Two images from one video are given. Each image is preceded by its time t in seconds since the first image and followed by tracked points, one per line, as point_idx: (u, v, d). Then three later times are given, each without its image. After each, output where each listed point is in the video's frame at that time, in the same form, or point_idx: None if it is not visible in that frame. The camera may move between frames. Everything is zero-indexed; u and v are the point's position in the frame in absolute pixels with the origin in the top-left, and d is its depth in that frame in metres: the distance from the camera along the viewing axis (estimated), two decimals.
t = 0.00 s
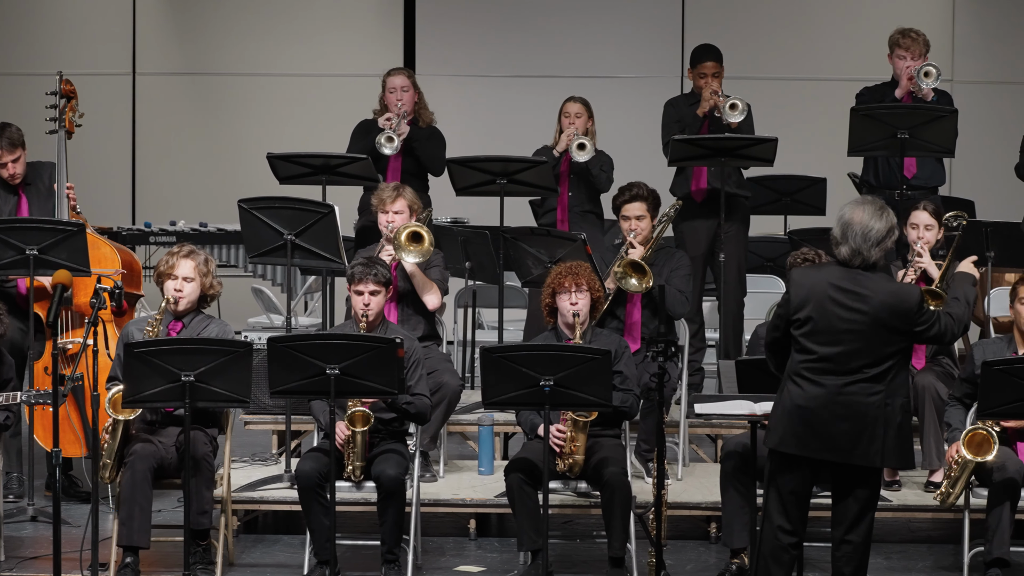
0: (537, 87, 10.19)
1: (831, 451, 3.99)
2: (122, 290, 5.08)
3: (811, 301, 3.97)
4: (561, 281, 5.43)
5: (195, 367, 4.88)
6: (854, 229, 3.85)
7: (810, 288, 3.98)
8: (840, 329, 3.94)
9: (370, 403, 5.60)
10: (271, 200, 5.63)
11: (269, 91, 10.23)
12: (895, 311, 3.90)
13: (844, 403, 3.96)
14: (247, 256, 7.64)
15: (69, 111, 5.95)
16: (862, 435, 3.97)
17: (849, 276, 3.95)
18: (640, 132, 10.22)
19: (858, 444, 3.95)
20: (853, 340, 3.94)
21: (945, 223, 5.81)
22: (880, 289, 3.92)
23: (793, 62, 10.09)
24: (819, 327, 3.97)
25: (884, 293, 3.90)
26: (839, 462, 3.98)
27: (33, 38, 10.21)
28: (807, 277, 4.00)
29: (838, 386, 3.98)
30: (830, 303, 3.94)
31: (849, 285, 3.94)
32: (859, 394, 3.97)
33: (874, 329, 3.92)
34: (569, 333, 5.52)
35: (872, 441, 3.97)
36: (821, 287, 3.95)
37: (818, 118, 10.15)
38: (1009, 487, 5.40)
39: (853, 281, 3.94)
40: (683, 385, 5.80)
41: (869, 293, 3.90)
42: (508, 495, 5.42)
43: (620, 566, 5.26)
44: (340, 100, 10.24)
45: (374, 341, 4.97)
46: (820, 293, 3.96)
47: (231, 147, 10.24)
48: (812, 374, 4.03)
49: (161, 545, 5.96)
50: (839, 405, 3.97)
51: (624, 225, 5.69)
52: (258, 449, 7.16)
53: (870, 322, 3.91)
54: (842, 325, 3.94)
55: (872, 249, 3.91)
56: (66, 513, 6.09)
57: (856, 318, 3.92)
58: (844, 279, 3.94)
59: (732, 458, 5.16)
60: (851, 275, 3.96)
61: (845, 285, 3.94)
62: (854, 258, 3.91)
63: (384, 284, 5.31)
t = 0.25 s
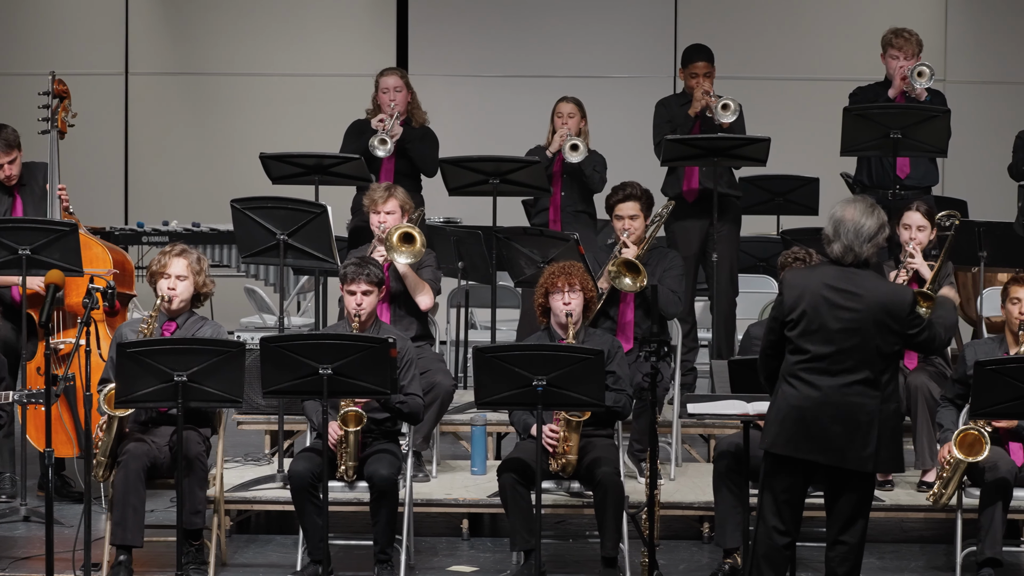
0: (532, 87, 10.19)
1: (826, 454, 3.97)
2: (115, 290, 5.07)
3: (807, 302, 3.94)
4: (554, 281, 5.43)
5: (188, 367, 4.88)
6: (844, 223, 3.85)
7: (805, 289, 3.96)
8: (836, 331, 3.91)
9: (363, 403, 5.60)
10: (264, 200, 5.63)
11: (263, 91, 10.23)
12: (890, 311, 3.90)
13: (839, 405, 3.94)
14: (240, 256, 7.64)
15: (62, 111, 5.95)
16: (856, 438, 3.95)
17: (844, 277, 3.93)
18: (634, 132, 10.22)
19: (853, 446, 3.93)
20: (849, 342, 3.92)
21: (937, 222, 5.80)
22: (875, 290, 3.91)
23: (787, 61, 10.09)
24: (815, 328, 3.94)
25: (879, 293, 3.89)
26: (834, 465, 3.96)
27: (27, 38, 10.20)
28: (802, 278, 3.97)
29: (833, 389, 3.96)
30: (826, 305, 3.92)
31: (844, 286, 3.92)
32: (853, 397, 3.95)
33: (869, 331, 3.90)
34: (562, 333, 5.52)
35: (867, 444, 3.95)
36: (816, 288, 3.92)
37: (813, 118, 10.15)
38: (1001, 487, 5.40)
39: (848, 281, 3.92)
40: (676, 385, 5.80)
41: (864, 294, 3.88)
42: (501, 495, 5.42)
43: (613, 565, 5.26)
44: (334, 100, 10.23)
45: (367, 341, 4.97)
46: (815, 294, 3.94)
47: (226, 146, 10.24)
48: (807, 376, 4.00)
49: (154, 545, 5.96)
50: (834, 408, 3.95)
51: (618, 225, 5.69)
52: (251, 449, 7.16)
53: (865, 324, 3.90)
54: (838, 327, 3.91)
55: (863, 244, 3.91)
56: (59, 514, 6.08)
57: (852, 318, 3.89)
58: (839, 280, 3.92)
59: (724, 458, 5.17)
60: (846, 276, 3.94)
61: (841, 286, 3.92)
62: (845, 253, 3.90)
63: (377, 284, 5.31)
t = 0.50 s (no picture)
0: (527, 87, 10.19)
1: (821, 455, 3.93)
2: (107, 290, 5.07)
3: (802, 301, 3.91)
4: (547, 281, 5.45)
5: (180, 367, 4.88)
6: (841, 215, 3.88)
7: (799, 288, 3.93)
8: (831, 330, 3.89)
9: (355, 403, 5.60)
10: (256, 200, 5.63)
11: (258, 92, 10.23)
12: (883, 310, 3.91)
13: (834, 406, 3.91)
14: (232, 256, 7.64)
15: (55, 111, 5.95)
16: (851, 438, 3.93)
17: (837, 276, 3.93)
18: (629, 132, 10.22)
19: (848, 446, 3.91)
20: (843, 341, 3.90)
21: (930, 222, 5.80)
22: (867, 288, 3.92)
23: (782, 61, 10.09)
24: (810, 328, 3.92)
25: (874, 290, 3.90)
26: (830, 466, 3.92)
27: (21, 38, 10.19)
28: (796, 277, 3.95)
29: (828, 389, 3.92)
30: (821, 304, 3.90)
31: (838, 284, 3.91)
32: (848, 397, 3.93)
33: (863, 330, 3.91)
34: (554, 333, 5.52)
35: (861, 444, 3.94)
36: (811, 287, 3.91)
37: (807, 118, 10.15)
38: (994, 487, 5.41)
39: (842, 280, 3.92)
40: (668, 385, 5.80)
41: (859, 292, 3.89)
42: (493, 495, 5.43)
43: (605, 566, 5.26)
44: (327, 100, 10.23)
45: (360, 341, 4.97)
46: (810, 293, 3.92)
47: (221, 146, 10.24)
48: (801, 376, 3.96)
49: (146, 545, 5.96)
50: (829, 408, 3.92)
51: (610, 225, 5.68)
52: (243, 449, 7.15)
53: (859, 322, 3.90)
54: (833, 326, 3.90)
55: (860, 236, 3.94)
56: (51, 514, 6.08)
57: (847, 316, 3.89)
58: (833, 279, 3.92)
59: (716, 458, 5.17)
60: (839, 274, 3.94)
61: (835, 285, 3.91)
62: (842, 245, 3.93)
63: (368, 284, 5.32)
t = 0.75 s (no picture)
0: (521, 87, 10.19)
1: (815, 456, 3.93)
2: (98, 290, 5.06)
3: (791, 302, 3.92)
4: (538, 281, 5.45)
5: (171, 367, 4.88)
6: (830, 210, 3.89)
7: (788, 289, 3.94)
8: (821, 330, 3.90)
9: (346, 403, 5.60)
10: (248, 200, 5.63)
11: (251, 92, 10.23)
12: (871, 306, 3.93)
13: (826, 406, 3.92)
14: (224, 256, 7.64)
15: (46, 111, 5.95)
16: (844, 438, 3.94)
17: (824, 276, 3.94)
18: (623, 132, 10.22)
19: (841, 445, 3.91)
20: (833, 339, 3.91)
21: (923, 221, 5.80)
22: (854, 285, 3.93)
23: (776, 61, 10.09)
24: (800, 329, 3.92)
25: (861, 288, 3.92)
26: (825, 465, 3.92)
27: (15, 38, 10.19)
28: (783, 277, 3.95)
29: (819, 388, 3.93)
30: (810, 305, 3.90)
31: (826, 282, 3.92)
32: (839, 397, 3.94)
33: (853, 330, 3.92)
34: (546, 333, 5.52)
35: (853, 443, 3.95)
36: (800, 287, 3.91)
37: (800, 118, 10.15)
38: (985, 487, 5.41)
39: (829, 280, 3.93)
40: (660, 385, 5.80)
41: (846, 291, 3.90)
42: (485, 495, 5.43)
43: (597, 566, 5.26)
44: (320, 100, 10.22)
45: (351, 341, 4.97)
46: (798, 294, 3.92)
47: (214, 147, 10.24)
48: (791, 376, 3.97)
49: (138, 545, 5.96)
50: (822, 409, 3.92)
51: (602, 225, 5.69)
52: (235, 449, 7.15)
53: (849, 322, 3.91)
54: (823, 326, 3.90)
55: (847, 233, 3.95)
56: (42, 514, 6.09)
57: (835, 314, 3.90)
58: (821, 279, 3.93)
59: (708, 458, 5.16)
60: (826, 275, 3.94)
61: (823, 285, 3.92)
62: (830, 241, 3.93)
63: (360, 284, 5.33)
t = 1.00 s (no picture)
0: (514, 87, 10.18)
1: (804, 455, 3.92)
2: (89, 290, 5.05)
3: (774, 303, 3.93)
4: (528, 281, 5.45)
5: (162, 367, 4.88)
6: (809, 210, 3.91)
7: (769, 291, 3.95)
8: (804, 330, 3.90)
9: (337, 403, 5.60)
10: (238, 200, 5.62)
11: (244, 92, 10.23)
12: (854, 304, 3.93)
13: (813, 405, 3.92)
14: (214, 256, 7.63)
15: (36, 111, 5.95)
16: (833, 436, 3.93)
17: (806, 275, 3.95)
18: (616, 132, 10.22)
19: (830, 444, 3.91)
20: (816, 338, 3.92)
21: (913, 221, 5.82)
22: (836, 283, 3.94)
23: (769, 61, 10.08)
24: (784, 329, 3.93)
25: (842, 286, 3.93)
26: (814, 465, 3.92)
27: (7, 38, 10.18)
28: (764, 278, 3.97)
29: (804, 388, 3.93)
30: (793, 304, 3.91)
31: (808, 281, 3.93)
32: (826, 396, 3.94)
33: (837, 328, 3.92)
34: (536, 333, 5.52)
35: (843, 442, 3.94)
36: (783, 288, 3.92)
37: (794, 118, 10.15)
38: (976, 486, 5.41)
39: (812, 279, 3.94)
40: (650, 385, 5.80)
41: (829, 289, 3.90)
42: (475, 494, 5.43)
43: (587, 565, 5.26)
44: (313, 100, 10.22)
45: (342, 341, 4.97)
46: (781, 295, 3.93)
47: (207, 147, 10.23)
48: (776, 376, 3.97)
49: (128, 545, 5.95)
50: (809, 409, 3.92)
51: (591, 225, 5.71)
52: (225, 449, 7.15)
53: (832, 321, 3.91)
54: (807, 325, 3.91)
55: (827, 232, 3.97)
56: (33, 514, 6.09)
57: (818, 313, 3.90)
58: (803, 278, 3.94)
59: (699, 458, 5.15)
60: (809, 274, 3.95)
61: (805, 284, 3.93)
62: (810, 240, 3.95)
63: (349, 284, 5.33)
